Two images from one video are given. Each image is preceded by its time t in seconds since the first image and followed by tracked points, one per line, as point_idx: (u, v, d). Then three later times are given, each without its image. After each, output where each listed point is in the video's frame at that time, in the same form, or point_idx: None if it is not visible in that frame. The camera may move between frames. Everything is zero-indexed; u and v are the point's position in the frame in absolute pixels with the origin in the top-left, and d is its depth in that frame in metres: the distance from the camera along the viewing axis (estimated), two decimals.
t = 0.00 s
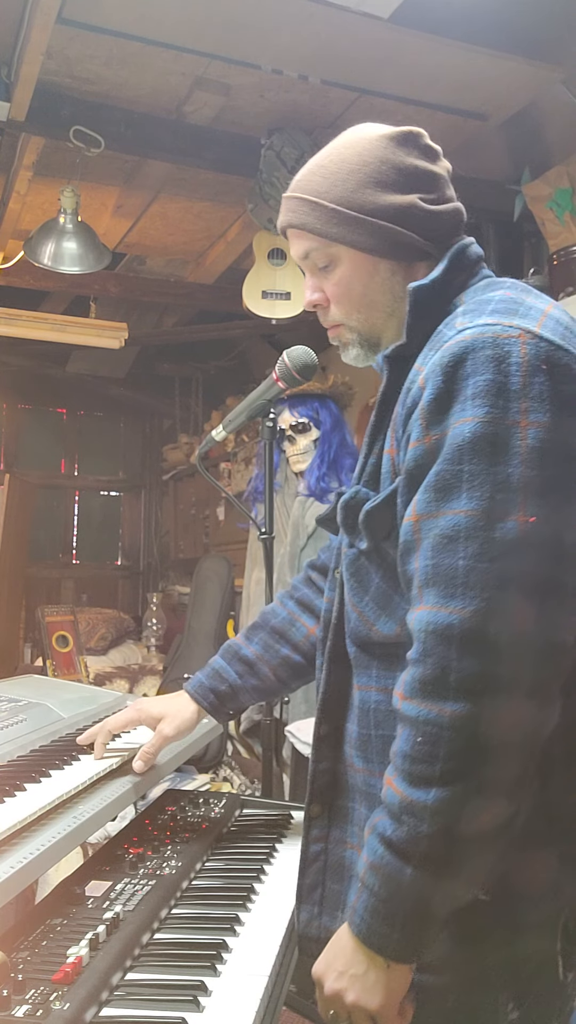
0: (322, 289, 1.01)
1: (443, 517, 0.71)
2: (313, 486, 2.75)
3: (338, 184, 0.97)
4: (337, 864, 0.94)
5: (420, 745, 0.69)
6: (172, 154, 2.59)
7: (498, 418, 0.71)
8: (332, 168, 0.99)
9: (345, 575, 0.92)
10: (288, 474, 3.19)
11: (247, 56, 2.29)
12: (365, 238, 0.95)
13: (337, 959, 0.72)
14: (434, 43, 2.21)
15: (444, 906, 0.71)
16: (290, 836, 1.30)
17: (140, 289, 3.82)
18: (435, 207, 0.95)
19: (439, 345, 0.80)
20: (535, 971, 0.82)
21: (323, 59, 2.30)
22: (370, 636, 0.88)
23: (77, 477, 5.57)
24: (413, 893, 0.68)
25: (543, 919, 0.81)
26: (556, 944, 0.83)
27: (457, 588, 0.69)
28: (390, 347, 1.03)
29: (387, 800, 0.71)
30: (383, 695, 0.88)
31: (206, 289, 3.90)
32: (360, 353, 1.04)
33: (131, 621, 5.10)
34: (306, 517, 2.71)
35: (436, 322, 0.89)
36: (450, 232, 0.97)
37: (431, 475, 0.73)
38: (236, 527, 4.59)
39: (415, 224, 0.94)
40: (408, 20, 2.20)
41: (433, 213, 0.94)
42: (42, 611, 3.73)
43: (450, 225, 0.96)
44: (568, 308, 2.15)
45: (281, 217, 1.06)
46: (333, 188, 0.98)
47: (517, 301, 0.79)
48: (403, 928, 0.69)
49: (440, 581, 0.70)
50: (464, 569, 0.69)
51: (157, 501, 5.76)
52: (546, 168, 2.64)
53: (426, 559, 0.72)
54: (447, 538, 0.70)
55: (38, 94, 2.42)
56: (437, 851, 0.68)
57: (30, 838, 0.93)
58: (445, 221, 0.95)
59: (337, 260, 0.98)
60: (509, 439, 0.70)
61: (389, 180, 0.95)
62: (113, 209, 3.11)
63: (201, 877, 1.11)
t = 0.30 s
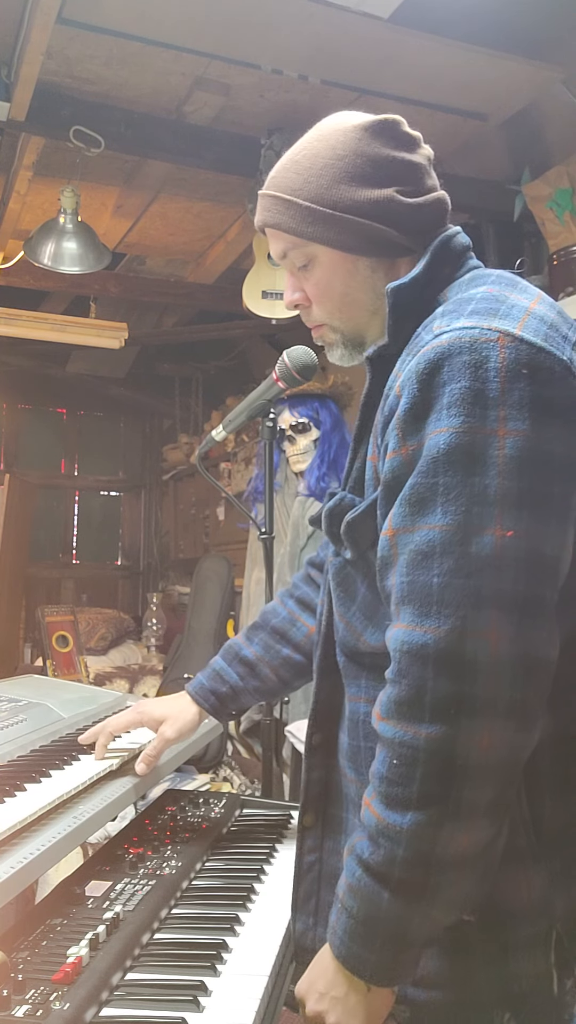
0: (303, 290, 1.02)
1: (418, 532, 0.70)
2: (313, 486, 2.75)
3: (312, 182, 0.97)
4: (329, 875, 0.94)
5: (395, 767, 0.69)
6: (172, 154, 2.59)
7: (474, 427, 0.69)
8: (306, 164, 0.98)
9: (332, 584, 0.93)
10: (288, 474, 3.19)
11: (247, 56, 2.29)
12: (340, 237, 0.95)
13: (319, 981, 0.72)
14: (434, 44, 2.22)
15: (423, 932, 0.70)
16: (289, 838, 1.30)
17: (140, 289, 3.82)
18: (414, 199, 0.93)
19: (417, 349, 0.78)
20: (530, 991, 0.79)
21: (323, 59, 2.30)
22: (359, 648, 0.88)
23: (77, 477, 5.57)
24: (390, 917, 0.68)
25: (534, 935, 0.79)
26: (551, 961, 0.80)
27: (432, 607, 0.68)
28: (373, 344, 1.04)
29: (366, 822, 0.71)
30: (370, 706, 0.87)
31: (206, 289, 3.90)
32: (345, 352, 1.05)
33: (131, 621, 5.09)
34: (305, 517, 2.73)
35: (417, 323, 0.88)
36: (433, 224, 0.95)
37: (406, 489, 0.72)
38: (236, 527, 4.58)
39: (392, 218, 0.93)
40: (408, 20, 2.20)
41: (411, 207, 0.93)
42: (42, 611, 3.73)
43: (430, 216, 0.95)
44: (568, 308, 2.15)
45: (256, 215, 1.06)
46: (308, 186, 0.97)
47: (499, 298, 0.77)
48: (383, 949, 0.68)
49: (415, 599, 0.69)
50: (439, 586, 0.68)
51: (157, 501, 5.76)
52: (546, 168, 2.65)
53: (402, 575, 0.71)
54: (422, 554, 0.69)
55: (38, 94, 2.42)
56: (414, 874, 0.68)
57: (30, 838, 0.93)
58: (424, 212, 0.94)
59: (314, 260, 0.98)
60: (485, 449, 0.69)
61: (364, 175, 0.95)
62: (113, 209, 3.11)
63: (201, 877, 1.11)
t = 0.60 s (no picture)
0: (293, 292, 1.02)
1: (414, 543, 0.70)
2: (313, 486, 2.74)
3: (297, 183, 0.97)
4: (332, 886, 0.94)
5: (395, 785, 0.69)
6: (172, 154, 2.59)
7: (468, 434, 0.69)
8: (291, 165, 0.99)
9: (330, 592, 0.93)
10: (289, 474, 3.19)
11: (247, 56, 2.29)
12: (326, 238, 0.95)
13: (322, 999, 0.73)
14: (434, 44, 2.22)
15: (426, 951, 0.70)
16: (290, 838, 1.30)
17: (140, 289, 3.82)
18: (400, 197, 0.93)
19: (410, 353, 0.78)
20: (534, 1002, 0.78)
21: (323, 59, 2.30)
22: (357, 655, 0.88)
23: (77, 477, 5.56)
24: (391, 939, 0.68)
25: (538, 945, 0.78)
26: (557, 971, 0.79)
27: (430, 620, 0.68)
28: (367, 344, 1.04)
29: (367, 839, 0.71)
30: (370, 716, 0.87)
31: (206, 289, 3.90)
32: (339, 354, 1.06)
33: (131, 621, 5.09)
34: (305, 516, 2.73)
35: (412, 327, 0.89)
36: (422, 222, 0.95)
37: (401, 499, 0.72)
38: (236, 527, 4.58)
39: (378, 217, 0.93)
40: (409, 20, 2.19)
41: (399, 206, 0.93)
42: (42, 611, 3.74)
43: (419, 213, 0.94)
44: (568, 308, 2.15)
45: (243, 217, 1.06)
46: (293, 187, 0.97)
47: (493, 299, 0.77)
48: (382, 970, 0.69)
49: (412, 612, 0.69)
50: (436, 598, 0.68)
51: (157, 501, 5.75)
52: (546, 168, 2.65)
53: (398, 588, 0.71)
54: (417, 566, 0.69)
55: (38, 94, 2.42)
56: (414, 893, 0.68)
57: (30, 838, 0.93)
58: (412, 210, 0.93)
59: (302, 262, 0.99)
60: (481, 457, 0.69)
61: (349, 175, 0.94)
62: (113, 209, 3.11)
63: (201, 877, 1.11)
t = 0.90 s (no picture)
0: (294, 292, 1.03)
1: (421, 546, 0.70)
2: (313, 486, 2.74)
3: (296, 182, 0.97)
4: (337, 891, 0.94)
5: (403, 790, 0.69)
6: (172, 154, 2.59)
7: (476, 435, 0.69)
8: (290, 164, 0.98)
9: (333, 595, 0.93)
10: (288, 474, 3.19)
11: (247, 56, 2.29)
12: (326, 237, 0.95)
13: (330, 1009, 0.72)
14: (434, 44, 2.22)
15: (434, 960, 0.69)
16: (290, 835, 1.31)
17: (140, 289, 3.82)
18: (401, 196, 0.93)
19: (415, 354, 0.78)
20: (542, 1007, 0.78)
21: (323, 59, 2.30)
22: (363, 658, 0.89)
23: (77, 477, 5.56)
24: (399, 946, 0.68)
25: (546, 950, 0.79)
26: (563, 975, 0.80)
27: (438, 623, 0.68)
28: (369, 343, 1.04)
29: (373, 845, 0.71)
30: (375, 718, 0.88)
31: (206, 289, 3.90)
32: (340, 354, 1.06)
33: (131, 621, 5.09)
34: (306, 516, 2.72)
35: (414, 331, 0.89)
36: (423, 221, 0.95)
37: (407, 501, 0.72)
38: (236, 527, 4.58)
39: (377, 217, 0.93)
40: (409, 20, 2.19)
41: (399, 206, 0.93)
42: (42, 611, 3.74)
43: (420, 211, 0.94)
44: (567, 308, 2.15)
45: (244, 216, 1.06)
46: (292, 187, 0.97)
47: (497, 299, 0.77)
48: (391, 980, 0.68)
49: (419, 615, 0.69)
50: (444, 601, 0.68)
51: (157, 501, 5.75)
52: (546, 168, 2.65)
53: (405, 591, 0.71)
54: (424, 569, 0.69)
55: (38, 93, 2.42)
56: (423, 901, 0.67)
57: (30, 837, 0.93)
58: (412, 209, 0.93)
59: (303, 261, 0.99)
60: (488, 458, 0.68)
61: (349, 174, 0.94)
62: (113, 209, 3.11)
63: (201, 877, 1.11)
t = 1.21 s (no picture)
0: (304, 292, 1.02)
1: (440, 537, 0.70)
2: (313, 486, 2.74)
3: (311, 183, 0.97)
4: (342, 887, 0.95)
5: (420, 779, 0.68)
6: (172, 154, 2.59)
7: (494, 429, 0.69)
8: (304, 165, 0.99)
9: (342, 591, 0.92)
10: (288, 474, 3.19)
11: (247, 56, 2.29)
12: (339, 238, 0.95)
13: (340, 1002, 0.71)
14: (434, 44, 2.22)
15: (447, 953, 0.69)
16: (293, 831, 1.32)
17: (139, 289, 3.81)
18: (413, 198, 0.93)
19: (432, 351, 0.78)
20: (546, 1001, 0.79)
21: (324, 59, 2.30)
22: (371, 655, 0.88)
23: (77, 477, 5.56)
24: (411, 935, 0.68)
25: (552, 947, 0.79)
26: (568, 973, 0.80)
27: (457, 613, 0.68)
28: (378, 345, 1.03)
29: (388, 834, 0.71)
30: (384, 713, 0.88)
31: (206, 289, 3.90)
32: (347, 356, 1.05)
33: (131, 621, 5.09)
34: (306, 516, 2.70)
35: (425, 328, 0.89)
36: (433, 224, 0.95)
37: (426, 493, 0.72)
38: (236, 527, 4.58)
39: (389, 218, 0.93)
40: (409, 20, 2.19)
41: (410, 208, 0.93)
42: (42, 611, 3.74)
43: (431, 214, 0.95)
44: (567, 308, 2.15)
45: (257, 218, 1.06)
46: (306, 187, 0.97)
47: (512, 298, 0.77)
48: (403, 970, 0.68)
49: (438, 606, 0.69)
50: (463, 592, 0.68)
51: (157, 502, 5.75)
52: (546, 168, 2.65)
53: (423, 582, 0.71)
54: (443, 560, 0.69)
55: (38, 93, 2.42)
56: (437, 892, 0.67)
57: (30, 838, 0.93)
58: (423, 212, 0.94)
59: (315, 261, 0.98)
60: (507, 452, 0.69)
61: (362, 175, 0.94)
62: (113, 209, 3.11)
63: (201, 877, 1.11)
